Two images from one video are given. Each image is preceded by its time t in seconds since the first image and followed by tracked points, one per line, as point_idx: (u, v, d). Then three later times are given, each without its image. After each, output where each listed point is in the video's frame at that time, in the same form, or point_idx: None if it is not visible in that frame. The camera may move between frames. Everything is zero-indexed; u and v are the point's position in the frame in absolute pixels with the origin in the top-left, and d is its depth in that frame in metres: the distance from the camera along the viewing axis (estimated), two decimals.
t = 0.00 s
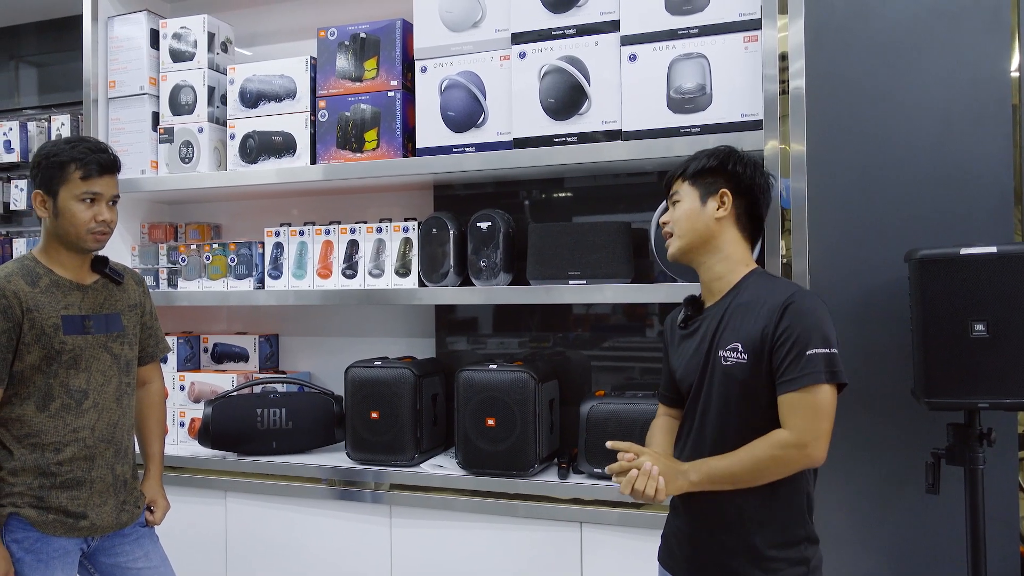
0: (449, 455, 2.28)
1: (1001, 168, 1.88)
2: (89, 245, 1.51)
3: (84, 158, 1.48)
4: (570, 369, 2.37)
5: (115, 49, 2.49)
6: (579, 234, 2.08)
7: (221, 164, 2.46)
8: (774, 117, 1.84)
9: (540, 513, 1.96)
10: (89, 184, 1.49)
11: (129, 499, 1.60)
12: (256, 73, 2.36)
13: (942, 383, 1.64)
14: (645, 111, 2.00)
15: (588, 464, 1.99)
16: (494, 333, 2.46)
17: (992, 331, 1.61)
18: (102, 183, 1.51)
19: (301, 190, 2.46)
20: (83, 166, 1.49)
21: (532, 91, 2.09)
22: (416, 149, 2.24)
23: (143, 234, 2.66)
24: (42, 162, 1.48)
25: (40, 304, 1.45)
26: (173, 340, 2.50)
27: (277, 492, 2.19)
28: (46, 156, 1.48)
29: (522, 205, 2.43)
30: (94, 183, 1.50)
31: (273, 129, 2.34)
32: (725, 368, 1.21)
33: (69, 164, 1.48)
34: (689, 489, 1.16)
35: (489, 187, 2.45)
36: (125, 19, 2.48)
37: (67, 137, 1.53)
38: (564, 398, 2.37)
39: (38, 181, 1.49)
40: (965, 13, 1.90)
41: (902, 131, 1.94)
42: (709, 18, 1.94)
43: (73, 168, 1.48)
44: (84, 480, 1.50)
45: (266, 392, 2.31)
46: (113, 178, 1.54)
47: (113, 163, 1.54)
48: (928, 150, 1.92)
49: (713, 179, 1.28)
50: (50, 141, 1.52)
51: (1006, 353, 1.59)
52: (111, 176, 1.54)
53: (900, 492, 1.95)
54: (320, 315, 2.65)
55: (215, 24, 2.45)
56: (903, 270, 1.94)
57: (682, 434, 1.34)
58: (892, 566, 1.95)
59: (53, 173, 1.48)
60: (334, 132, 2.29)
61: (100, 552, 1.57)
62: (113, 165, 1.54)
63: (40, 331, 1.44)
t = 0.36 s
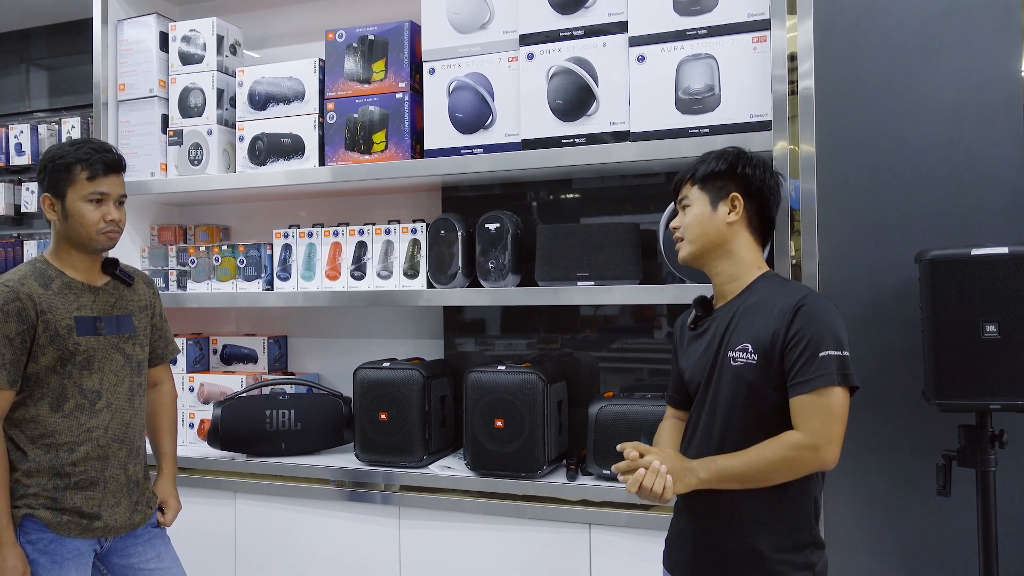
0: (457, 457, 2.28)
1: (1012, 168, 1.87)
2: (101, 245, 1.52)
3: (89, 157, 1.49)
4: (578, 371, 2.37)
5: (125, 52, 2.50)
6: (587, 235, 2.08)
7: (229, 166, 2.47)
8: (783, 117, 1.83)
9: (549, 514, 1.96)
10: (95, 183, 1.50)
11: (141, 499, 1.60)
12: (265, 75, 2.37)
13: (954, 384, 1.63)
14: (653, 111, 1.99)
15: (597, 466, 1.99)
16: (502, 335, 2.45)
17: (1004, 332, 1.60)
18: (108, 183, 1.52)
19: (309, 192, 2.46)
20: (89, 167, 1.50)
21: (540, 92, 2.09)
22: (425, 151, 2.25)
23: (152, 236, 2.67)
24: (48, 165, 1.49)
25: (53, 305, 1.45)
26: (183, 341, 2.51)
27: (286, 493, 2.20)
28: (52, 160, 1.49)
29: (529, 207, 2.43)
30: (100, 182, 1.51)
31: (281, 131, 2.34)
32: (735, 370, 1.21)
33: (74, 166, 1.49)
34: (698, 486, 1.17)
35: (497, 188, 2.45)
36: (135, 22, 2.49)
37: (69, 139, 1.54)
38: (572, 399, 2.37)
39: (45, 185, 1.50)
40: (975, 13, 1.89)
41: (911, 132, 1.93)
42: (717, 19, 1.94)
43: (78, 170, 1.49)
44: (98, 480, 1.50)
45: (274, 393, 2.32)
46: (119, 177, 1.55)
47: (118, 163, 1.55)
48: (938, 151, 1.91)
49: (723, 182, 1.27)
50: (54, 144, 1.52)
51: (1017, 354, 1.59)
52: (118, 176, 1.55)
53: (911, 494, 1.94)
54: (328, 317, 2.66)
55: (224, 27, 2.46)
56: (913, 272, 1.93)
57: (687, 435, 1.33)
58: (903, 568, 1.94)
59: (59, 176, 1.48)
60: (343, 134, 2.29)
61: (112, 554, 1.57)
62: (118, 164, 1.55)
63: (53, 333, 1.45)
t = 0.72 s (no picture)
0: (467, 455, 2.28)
1: None
2: (102, 253, 1.53)
3: (104, 166, 1.51)
4: (588, 370, 2.36)
5: (136, 52, 2.52)
6: (597, 233, 2.07)
7: (240, 165, 2.48)
8: (795, 115, 1.83)
9: (559, 513, 1.96)
10: (106, 193, 1.51)
11: (158, 493, 1.62)
12: (275, 74, 2.37)
13: (968, 383, 1.61)
14: (663, 109, 1.99)
15: (607, 464, 1.98)
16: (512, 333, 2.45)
17: (1018, 331, 1.58)
18: (118, 193, 1.54)
19: (319, 190, 2.47)
20: (103, 175, 1.51)
21: (550, 90, 2.09)
22: (435, 149, 2.24)
23: (163, 235, 2.68)
24: (59, 168, 1.49)
25: (54, 303, 1.47)
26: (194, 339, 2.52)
27: (297, 490, 2.20)
28: (65, 163, 1.49)
29: (539, 205, 2.42)
30: (111, 192, 1.52)
31: (291, 129, 2.35)
32: (748, 368, 1.20)
33: (89, 173, 1.50)
34: (708, 487, 1.15)
35: (506, 187, 2.45)
36: (146, 22, 2.50)
37: (84, 143, 1.55)
38: (582, 398, 2.36)
39: (55, 186, 1.50)
40: (989, 9, 1.87)
41: (925, 129, 1.91)
42: (729, 16, 1.92)
43: (92, 176, 1.50)
44: (116, 474, 1.51)
45: (285, 391, 2.32)
46: (129, 187, 1.57)
47: (131, 171, 1.56)
48: (952, 149, 1.89)
49: (735, 181, 1.27)
50: (67, 146, 1.53)
51: None
52: (128, 185, 1.56)
53: (924, 494, 1.92)
54: (338, 316, 2.66)
55: (235, 26, 2.47)
56: (926, 270, 1.91)
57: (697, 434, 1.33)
58: (916, 568, 1.93)
59: (72, 179, 1.49)
60: (353, 133, 2.30)
61: (130, 551, 1.58)
62: (131, 173, 1.57)
63: (58, 330, 1.46)
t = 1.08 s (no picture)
0: (478, 453, 2.28)
1: None
2: (110, 243, 1.53)
3: (97, 156, 1.51)
4: (599, 368, 2.35)
5: (148, 51, 2.53)
6: (609, 231, 2.06)
7: (252, 163, 2.48)
8: (809, 112, 1.81)
9: (570, 512, 1.95)
10: (103, 181, 1.52)
11: (175, 490, 1.62)
12: (286, 73, 2.38)
13: (984, 381, 1.59)
14: (675, 106, 1.97)
15: (619, 463, 1.98)
16: (523, 332, 2.45)
17: None
18: (116, 180, 1.54)
19: (331, 189, 2.47)
20: (97, 165, 1.51)
21: (561, 88, 2.08)
22: (445, 147, 2.24)
23: (175, 233, 2.69)
24: (58, 164, 1.50)
25: (69, 302, 1.47)
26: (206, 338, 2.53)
27: (309, 488, 2.21)
28: (60, 159, 1.51)
29: (549, 203, 2.42)
30: (107, 180, 1.52)
31: (303, 128, 2.35)
32: (757, 366, 1.20)
33: (84, 165, 1.50)
34: (714, 484, 1.16)
35: (517, 185, 2.44)
36: (158, 21, 2.51)
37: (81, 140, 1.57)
38: (593, 397, 2.36)
39: (54, 184, 1.51)
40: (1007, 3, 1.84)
41: (940, 125, 1.89)
42: (741, 12, 1.91)
43: (88, 168, 1.51)
44: (132, 473, 1.52)
45: (297, 389, 2.33)
46: (127, 176, 1.57)
47: (128, 162, 1.57)
48: (968, 144, 1.87)
49: (751, 178, 1.26)
50: (64, 145, 1.55)
51: None
52: (126, 174, 1.56)
53: (939, 494, 1.91)
54: (349, 314, 2.67)
55: (247, 24, 2.47)
56: (942, 268, 1.89)
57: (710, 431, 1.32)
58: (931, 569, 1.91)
59: (68, 174, 1.50)
60: (364, 131, 2.30)
61: (147, 549, 1.59)
62: (127, 163, 1.57)
63: (73, 327, 1.46)
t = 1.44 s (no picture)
0: (491, 450, 2.28)
1: None
2: (123, 238, 1.54)
3: (114, 151, 1.52)
4: (611, 365, 2.35)
5: (161, 49, 2.54)
6: (620, 228, 2.06)
7: (264, 161, 2.49)
8: (823, 107, 1.80)
9: (582, 509, 1.94)
10: (119, 176, 1.52)
11: (186, 483, 1.63)
12: (298, 70, 2.38)
13: (1003, 379, 1.55)
14: (688, 101, 1.96)
15: (631, 461, 1.97)
16: (534, 329, 2.44)
17: None
18: (131, 175, 1.54)
19: (342, 186, 2.48)
20: (113, 161, 1.52)
21: (573, 84, 2.07)
22: (457, 144, 2.24)
23: (188, 231, 2.71)
24: (73, 158, 1.51)
25: (83, 297, 1.48)
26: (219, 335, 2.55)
27: (321, 485, 2.22)
28: (77, 154, 1.51)
29: (561, 200, 2.41)
30: (123, 175, 1.53)
31: (315, 125, 2.36)
32: (769, 364, 1.19)
33: (100, 160, 1.51)
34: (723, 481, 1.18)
35: (528, 181, 2.44)
36: (171, 19, 2.52)
37: (97, 134, 1.57)
38: (605, 394, 2.35)
39: (70, 178, 1.52)
40: None
41: (957, 120, 1.87)
42: (755, 7, 1.90)
43: (104, 163, 1.51)
44: (146, 466, 1.53)
45: (308, 386, 2.34)
46: (142, 171, 1.58)
47: (143, 158, 1.57)
48: (985, 139, 1.85)
49: (775, 174, 1.24)
50: (80, 139, 1.56)
51: None
52: (141, 170, 1.57)
53: (955, 493, 1.89)
54: (361, 311, 2.67)
55: (259, 22, 2.48)
56: (959, 265, 1.87)
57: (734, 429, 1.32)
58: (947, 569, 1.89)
59: (84, 169, 1.50)
60: (375, 128, 2.30)
61: (158, 539, 1.59)
62: (142, 159, 1.58)
63: (86, 323, 1.47)
